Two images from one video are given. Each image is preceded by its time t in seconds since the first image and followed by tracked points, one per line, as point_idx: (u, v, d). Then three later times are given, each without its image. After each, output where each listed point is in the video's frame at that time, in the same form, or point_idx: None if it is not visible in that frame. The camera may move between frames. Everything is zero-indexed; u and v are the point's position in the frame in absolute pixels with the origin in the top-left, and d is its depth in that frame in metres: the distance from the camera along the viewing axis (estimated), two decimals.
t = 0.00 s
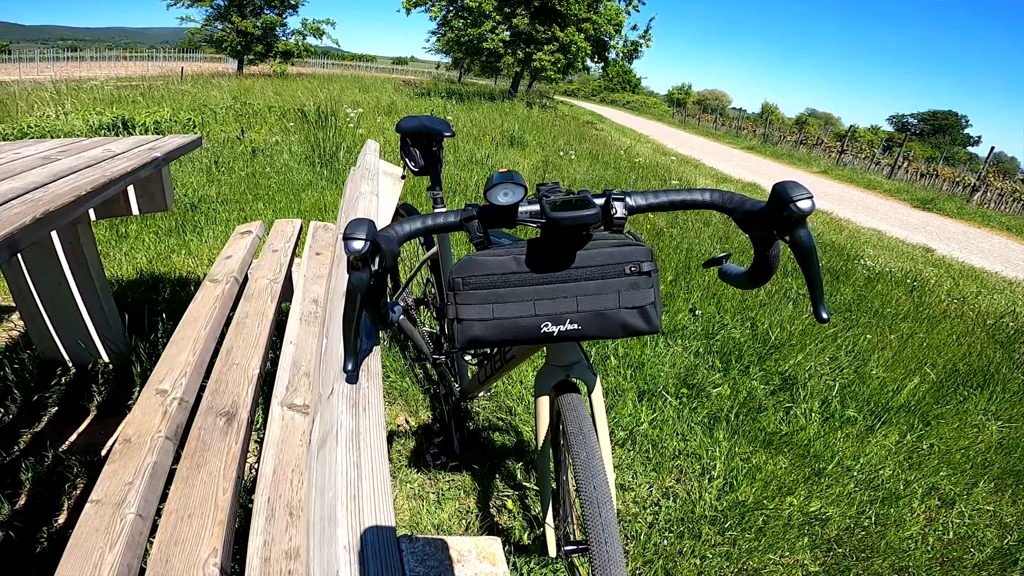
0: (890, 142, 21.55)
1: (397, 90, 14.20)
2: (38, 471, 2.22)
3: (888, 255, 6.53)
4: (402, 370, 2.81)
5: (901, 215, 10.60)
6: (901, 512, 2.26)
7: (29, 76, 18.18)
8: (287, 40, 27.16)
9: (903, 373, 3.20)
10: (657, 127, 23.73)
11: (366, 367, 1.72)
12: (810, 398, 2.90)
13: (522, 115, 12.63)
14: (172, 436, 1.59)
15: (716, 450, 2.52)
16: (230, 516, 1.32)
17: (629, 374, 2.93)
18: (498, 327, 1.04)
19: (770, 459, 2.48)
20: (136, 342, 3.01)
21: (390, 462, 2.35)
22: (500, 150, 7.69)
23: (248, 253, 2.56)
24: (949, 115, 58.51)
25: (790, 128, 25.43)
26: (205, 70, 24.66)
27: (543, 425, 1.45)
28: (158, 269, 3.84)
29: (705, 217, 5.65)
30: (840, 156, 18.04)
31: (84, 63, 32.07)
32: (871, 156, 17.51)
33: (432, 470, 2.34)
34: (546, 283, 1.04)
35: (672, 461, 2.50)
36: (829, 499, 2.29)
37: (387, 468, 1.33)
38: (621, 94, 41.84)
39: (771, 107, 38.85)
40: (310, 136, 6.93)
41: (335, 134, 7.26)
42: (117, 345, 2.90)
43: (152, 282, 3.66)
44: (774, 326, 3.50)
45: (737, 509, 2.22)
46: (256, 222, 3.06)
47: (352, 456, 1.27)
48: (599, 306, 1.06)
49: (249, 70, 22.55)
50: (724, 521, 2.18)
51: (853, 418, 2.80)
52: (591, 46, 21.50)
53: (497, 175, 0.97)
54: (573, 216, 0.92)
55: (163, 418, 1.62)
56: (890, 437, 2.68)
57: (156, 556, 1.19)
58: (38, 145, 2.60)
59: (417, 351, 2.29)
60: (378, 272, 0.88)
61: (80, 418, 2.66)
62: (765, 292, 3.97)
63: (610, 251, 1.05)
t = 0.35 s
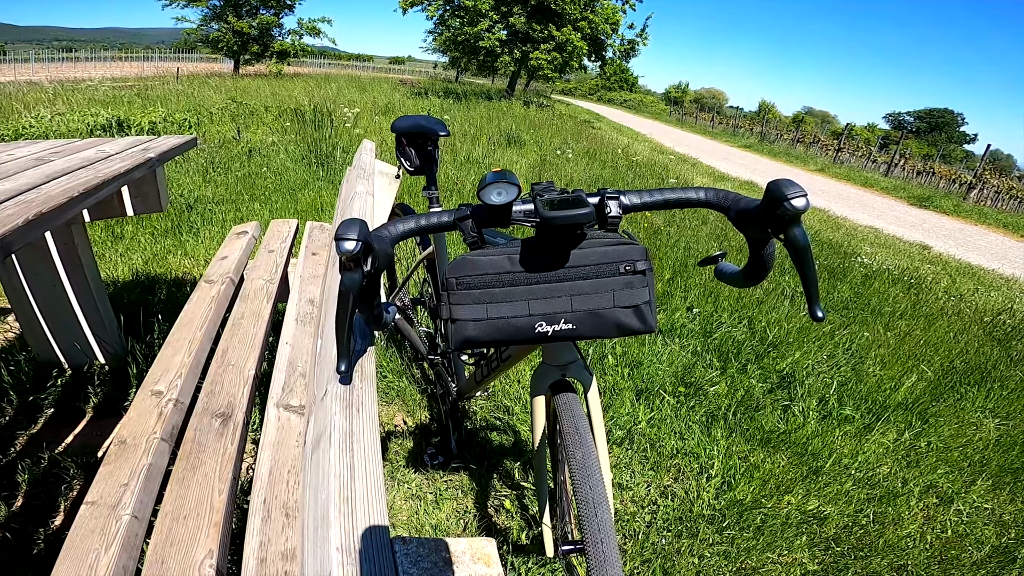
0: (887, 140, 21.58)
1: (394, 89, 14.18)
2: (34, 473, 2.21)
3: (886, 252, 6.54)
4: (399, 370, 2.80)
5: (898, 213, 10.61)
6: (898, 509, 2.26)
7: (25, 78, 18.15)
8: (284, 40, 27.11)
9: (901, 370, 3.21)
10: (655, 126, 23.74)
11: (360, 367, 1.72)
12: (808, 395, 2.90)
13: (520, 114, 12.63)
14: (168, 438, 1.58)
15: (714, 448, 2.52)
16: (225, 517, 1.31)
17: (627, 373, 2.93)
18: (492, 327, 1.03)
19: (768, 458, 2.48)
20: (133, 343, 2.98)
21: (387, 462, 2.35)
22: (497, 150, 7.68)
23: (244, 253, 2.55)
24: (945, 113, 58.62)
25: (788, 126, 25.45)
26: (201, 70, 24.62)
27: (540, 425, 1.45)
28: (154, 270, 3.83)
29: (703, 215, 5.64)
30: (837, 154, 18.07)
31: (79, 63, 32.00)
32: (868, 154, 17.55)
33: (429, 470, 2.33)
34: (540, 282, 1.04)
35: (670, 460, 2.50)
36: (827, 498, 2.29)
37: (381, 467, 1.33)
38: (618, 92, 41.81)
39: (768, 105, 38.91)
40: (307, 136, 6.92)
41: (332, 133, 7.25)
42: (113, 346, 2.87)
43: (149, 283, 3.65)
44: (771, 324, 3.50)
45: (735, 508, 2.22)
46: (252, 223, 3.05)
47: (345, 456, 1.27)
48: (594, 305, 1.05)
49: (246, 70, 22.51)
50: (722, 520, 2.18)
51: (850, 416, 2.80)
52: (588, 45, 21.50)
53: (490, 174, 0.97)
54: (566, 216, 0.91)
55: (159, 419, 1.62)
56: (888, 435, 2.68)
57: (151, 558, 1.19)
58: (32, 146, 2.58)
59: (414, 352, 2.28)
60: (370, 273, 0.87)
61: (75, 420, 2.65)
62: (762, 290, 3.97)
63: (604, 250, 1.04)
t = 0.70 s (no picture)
0: (879, 141, 21.73)
1: (388, 89, 14.14)
2: (22, 474, 2.19)
3: (877, 253, 6.59)
4: (392, 370, 2.79)
5: (890, 214, 10.68)
6: (888, 508, 2.28)
7: (15, 77, 18.00)
8: (277, 40, 27.00)
9: (892, 370, 3.23)
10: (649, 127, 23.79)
11: (348, 368, 1.73)
12: (800, 395, 2.92)
13: (514, 114, 12.63)
14: (157, 438, 1.57)
15: (705, 448, 2.52)
16: (214, 517, 1.30)
17: (620, 372, 2.94)
18: (479, 325, 1.03)
19: (759, 457, 2.49)
20: (123, 343, 2.97)
21: (379, 463, 2.34)
22: (491, 150, 7.67)
23: (235, 253, 2.54)
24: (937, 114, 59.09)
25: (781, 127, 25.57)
26: (193, 70, 24.49)
27: (529, 424, 1.45)
28: (145, 270, 3.80)
29: (696, 216, 5.66)
30: (829, 155, 18.17)
31: (70, 63, 31.76)
32: (860, 155, 17.66)
33: (422, 470, 2.33)
34: (528, 281, 1.04)
35: (662, 459, 2.51)
36: (817, 496, 2.30)
37: (367, 467, 1.36)
38: (613, 93, 41.89)
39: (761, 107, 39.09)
40: (300, 135, 6.89)
41: (325, 133, 7.22)
42: (102, 346, 2.86)
43: (139, 283, 3.63)
44: (763, 324, 3.52)
45: (726, 508, 2.23)
46: (244, 223, 3.04)
47: (331, 455, 1.30)
48: (582, 303, 1.05)
49: (239, 70, 22.41)
50: (713, 519, 2.19)
51: (841, 415, 2.82)
52: (582, 46, 21.53)
53: (478, 172, 0.97)
54: (554, 214, 0.91)
55: (148, 420, 1.61)
56: (878, 434, 2.70)
57: (138, 558, 1.18)
58: (21, 146, 2.56)
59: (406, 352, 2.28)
60: (358, 270, 0.87)
61: (64, 421, 2.63)
62: (755, 290, 3.98)
63: (592, 249, 1.05)
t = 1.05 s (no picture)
0: (882, 139, 21.67)
1: (389, 88, 14.15)
2: (23, 471, 2.20)
3: (879, 251, 6.57)
4: (391, 367, 2.80)
5: (893, 212, 10.65)
6: (888, 506, 2.27)
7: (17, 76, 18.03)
8: (279, 39, 27.02)
9: (893, 367, 3.22)
10: (651, 125, 23.75)
11: (344, 362, 1.73)
12: (800, 392, 2.91)
13: (516, 112, 12.62)
14: (156, 434, 1.57)
15: (705, 445, 2.52)
16: (211, 513, 1.30)
17: (620, 370, 2.93)
18: (474, 320, 1.03)
19: (759, 455, 2.49)
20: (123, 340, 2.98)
21: (378, 460, 2.34)
22: (492, 148, 7.67)
23: (235, 250, 2.54)
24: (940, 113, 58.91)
25: (783, 126, 25.52)
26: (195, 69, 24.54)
27: (526, 419, 1.44)
28: (146, 268, 3.81)
29: (697, 213, 5.65)
30: (832, 153, 18.13)
31: (72, 62, 31.82)
32: (863, 153, 17.62)
33: (421, 467, 2.33)
34: (523, 275, 1.04)
35: (662, 457, 2.50)
36: (816, 494, 2.30)
37: (361, 459, 1.37)
38: (614, 91, 41.84)
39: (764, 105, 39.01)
40: (301, 134, 6.90)
41: (326, 131, 7.22)
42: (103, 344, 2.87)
43: (140, 280, 3.64)
44: (764, 322, 3.51)
45: (726, 505, 2.22)
46: (244, 220, 3.04)
47: (324, 449, 1.32)
48: (577, 298, 1.05)
49: (241, 69, 22.44)
50: (713, 516, 2.18)
51: (842, 413, 2.81)
52: (583, 44, 21.51)
53: (474, 167, 0.97)
54: (547, 208, 0.91)
55: (146, 416, 1.61)
56: (879, 432, 2.69)
57: (135, 554, 1.18)
58: (21, 143, 2.56)
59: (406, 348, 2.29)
60: (351, 265, 0.87)
61: (65, 418, 2.64)
62: (756, 288, 3.97)
63: (587, 244, 1.05)
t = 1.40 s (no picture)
0: (903, 137, 21.27)
1: (404, 85, 14.19)
2: (38, 463, 2.25)
3: (898, 251, 6.45)
4: (399, 365, 2.81)
5: (913, 211, 10.45)
6: (899, 511, 2.23)
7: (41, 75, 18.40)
8: (296, 37, 27.23)
9: (908, 370, 3.16)
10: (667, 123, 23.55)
11: (344, 359, 1.75)
12: (812, 394, 2.87)
13: (530, 110, 12.60)
14: (164, 429, 1.60)
15: (713, 446, 2.50)
16: (214, 508, 1.32)
17: (628, 369, 2.91)
18: (472, 319, 1.03)
19: (768, 457, 2.46)
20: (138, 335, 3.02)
21: (384, 457, 2.36)
22: (505, 146, 7.65)
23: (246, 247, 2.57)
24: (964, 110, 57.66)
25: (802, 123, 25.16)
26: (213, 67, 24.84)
27: (528, 418, 1.44)
28: (161, 264, 3.87)
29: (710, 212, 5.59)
30: (851, 151, 17.83)
31: (94, 60, 32.39)
32: (883, 152, 17.31)
33: (426, 465, 2.34)
34: (521, 274, 1.04)
35: (669, 457, 2.48)
36: (825, 497, 2.26)
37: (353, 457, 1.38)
38: (630, 89, 41.56)
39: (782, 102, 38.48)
40: (315, 131, 6.94)
41: (340, 129, 7.27)
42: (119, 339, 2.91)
43: (156, 276, 3.69)
44: (776, 322, 3.47)
45: (732, 507, 2.20)
46: (256, 218, 3.08)
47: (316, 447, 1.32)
48: (575, 298, 1.05)
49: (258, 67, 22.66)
50: (718, 519, 2.16)
51: (854, 416, 2.77)
52: (597, 42, 21.40)
53: (473, 166, 0.96)
54: (543, 207, 0.90)
55: (155, 411, 1.63)
56: (892, 436, 2.64)
57: (138, 547, 1.20)
58: (39, 141, 2.61)
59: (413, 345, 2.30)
60: (347, 264, 0.87)
61: (80, 412, 2.68)
62: (768, 288, 3.92)
63: (585, 243, 1.04)
